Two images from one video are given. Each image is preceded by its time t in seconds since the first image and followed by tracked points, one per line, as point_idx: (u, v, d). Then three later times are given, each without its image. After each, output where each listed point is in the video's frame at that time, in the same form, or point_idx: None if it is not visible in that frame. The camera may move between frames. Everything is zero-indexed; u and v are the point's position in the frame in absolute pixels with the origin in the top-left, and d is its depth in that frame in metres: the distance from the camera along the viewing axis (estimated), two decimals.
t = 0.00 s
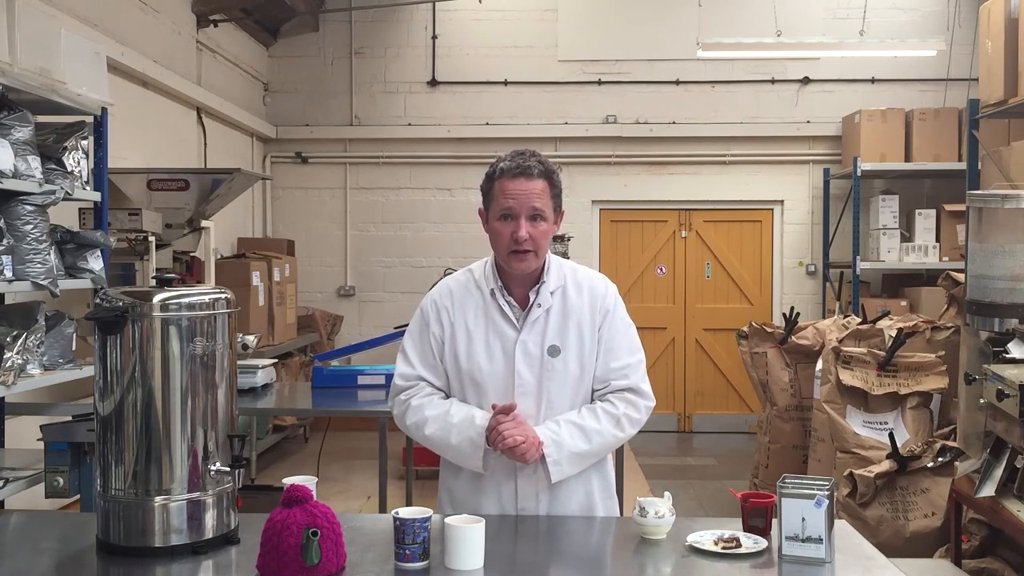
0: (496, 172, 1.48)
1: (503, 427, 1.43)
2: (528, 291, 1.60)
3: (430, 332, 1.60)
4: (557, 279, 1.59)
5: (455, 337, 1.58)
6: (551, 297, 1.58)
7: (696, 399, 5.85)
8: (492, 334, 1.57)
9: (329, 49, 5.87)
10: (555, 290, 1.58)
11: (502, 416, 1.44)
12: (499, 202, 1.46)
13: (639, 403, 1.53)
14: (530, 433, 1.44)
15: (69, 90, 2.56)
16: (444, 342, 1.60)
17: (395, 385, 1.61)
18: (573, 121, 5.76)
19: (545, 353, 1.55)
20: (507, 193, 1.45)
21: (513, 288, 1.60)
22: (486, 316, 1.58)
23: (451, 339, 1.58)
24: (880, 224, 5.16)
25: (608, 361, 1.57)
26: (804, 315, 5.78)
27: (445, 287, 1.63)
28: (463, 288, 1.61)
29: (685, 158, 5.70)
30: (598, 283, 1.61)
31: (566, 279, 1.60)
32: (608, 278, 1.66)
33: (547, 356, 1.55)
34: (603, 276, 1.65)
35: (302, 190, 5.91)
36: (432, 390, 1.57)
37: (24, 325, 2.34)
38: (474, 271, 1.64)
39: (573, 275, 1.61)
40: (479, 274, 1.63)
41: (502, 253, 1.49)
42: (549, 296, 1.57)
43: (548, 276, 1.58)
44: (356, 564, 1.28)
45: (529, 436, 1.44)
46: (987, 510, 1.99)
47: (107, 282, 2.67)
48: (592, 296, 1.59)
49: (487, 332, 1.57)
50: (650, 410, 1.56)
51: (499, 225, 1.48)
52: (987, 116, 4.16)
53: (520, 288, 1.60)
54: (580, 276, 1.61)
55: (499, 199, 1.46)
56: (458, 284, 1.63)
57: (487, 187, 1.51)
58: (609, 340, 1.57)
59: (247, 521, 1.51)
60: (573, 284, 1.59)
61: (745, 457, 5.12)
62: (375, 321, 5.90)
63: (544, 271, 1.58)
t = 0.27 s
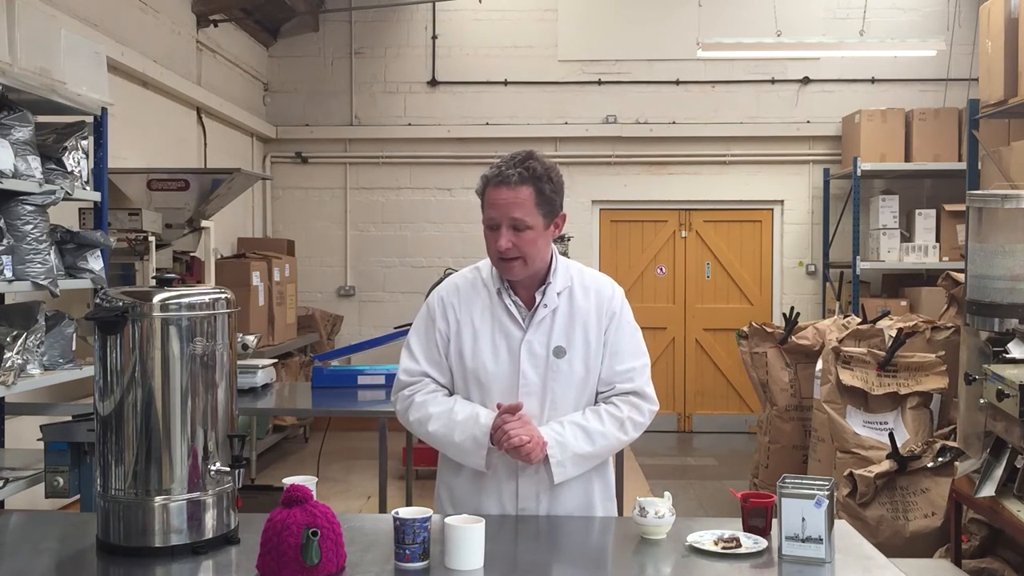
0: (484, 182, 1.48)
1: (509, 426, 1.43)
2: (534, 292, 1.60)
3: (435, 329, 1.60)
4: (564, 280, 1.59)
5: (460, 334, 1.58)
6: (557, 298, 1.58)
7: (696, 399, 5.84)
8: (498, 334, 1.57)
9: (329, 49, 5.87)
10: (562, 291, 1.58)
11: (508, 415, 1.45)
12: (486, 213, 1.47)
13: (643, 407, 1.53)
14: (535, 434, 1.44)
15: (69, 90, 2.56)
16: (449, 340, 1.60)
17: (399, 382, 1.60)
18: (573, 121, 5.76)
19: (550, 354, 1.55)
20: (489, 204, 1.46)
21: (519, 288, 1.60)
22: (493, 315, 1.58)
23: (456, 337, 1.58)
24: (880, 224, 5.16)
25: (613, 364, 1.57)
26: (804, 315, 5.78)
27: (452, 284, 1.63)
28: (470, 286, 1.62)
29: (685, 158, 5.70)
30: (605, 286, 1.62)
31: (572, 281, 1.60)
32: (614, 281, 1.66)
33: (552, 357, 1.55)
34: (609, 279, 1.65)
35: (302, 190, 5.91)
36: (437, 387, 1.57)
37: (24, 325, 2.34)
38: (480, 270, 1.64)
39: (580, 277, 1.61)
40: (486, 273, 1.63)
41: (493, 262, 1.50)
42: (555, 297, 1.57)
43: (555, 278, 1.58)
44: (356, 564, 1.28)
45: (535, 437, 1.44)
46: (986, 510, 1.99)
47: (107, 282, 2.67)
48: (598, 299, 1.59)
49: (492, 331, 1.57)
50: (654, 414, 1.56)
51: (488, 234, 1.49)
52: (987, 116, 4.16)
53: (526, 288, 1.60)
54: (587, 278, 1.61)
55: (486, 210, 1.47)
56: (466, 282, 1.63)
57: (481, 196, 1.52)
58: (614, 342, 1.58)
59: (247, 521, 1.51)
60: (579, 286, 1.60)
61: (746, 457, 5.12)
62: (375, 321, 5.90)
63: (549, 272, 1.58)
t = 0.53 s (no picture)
0: (471, 184, 1.49)
1: (497, 424, 1.43)
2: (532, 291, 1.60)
3: (434, 325, 1.61)
4: (562, 280, 1.59)
5: (457, 331, 1.59)
6: (553, 298, 1.58)
7: (696, 399, 5.84)
8: (494, 332, 1.58)
9: (330, 49, 5.87)
10: (558, 291, 1.58)
11: (498, 412, 1.45)
12: (473, 215, 1.48)
13: (639, 409, 1.52)
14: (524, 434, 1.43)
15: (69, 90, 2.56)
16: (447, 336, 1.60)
17: (398, 377, 1.62)
18: (573, 121, 5.76)
19: (545, 354, 1.55)
20: (475, 206, 1.47)
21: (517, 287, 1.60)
22: (490, 312, 1.59)
23: (454, 333, 1.59)
24: (880, 224, 5.16)
25: (609, 365, 1.56)
26: (804, 315, 5.78)
27: (452, 281, 1.64)
28: (469, 283, 1.62)
29: (685, 158, 5.70)
30: (604, 286, 1.61)
31: (570, 281, 1.60)
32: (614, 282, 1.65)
33: (547, 356, 1.55)
34: (609, 279, 1.65)
35: (302, 190, 5.91)
36: (434, 383, 1.58)
37: (24, 325, 2.34)
38: (480, 268, 1.65)
39: (577, 278, 1.61)
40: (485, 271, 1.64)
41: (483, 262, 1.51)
42: (551, 297, 1.57)
43: (552, 276, 1.58)
44: (356, 564, 1.28)
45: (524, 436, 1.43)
46: (987, 510, 1.99)
47: (107, 282, 2.67)
48: (596, 299, 1.59)
49: (489, 329, 1.58)
50: (650, 417, 1.55)
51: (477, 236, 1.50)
52: (987, 116, 4.16)
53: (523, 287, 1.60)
54: (586, 279, 1.61)
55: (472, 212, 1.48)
56: (465, 279, 1.64)
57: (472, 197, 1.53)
58: (611, 343, 1.57)
59: (247, 521, 1.51)
60: (577, 285, 1.59)
61: (745, 457, 5.12)
62: (375, 321, 5.90)
63: (546, 271, 1.58)
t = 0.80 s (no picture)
0: (466, 186, 1.50)
1: (490, 420, 1.43)
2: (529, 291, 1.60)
3: (434, 322, 1.62)
4: (559, 280, 1.59)
5: (455, 330, 1.59)
6: (550, 299, 1.57)
7: (696, 399, 5.84)
8: (491, 331, 1.58)
9: (330, 49, 5.87)
10: (555, 291, 1.58)
11: (492, 409, 1.45)
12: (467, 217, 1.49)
13: (633, 412, 1.51)
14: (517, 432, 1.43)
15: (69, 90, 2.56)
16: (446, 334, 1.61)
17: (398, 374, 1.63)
18: (573, 121, 5.76)
19: (540, 354, 1.54)
20: (468, 208, 1.48)
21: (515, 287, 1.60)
22: (488, 311, 1.59)
23: (452, 332, 1.60)
24: (880, 224, 5.16)
25: (604, 367, 1.55)
26: (804, 315, 5.78)
27: (452, 280, 1.65)
28: (468, 282, 1.63)
29: (685, 158, 5.70)
30: (602, 288, 1.60)
31: (568, 282, 1.59)
32: (613, 284, 1.65)
33: (542, 357, 1.55)
34: (608, 280, 1.64)
35: (302, 190, 5.92)
36: (433, 380, 1.59)
37: (24, 325, 2.34)
38: (480, 268, 1.66)
39: (575, 278, 1.60)
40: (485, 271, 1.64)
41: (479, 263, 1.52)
42: (547, 297, 1.57)
43: (549, 277, 1.57)
44: (356, 564, 1.28)
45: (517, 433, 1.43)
46: (986, 510, 2.00)
47: (107, 282, 2.67)
48: (593, 300, 1.58)
49: (486, 328, 1.58)
50: (646, 420, 1.53)
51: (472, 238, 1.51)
52: (987, 116, 4.16)
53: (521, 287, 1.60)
54: (584, 280, 1.61)
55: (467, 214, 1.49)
56: (465, 278, 1.64)
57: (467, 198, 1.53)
58: (607, 345, 1.56)
59: (247, 521, 1.51)
60: (575, 286, 1.59)
61: (746, 457, 5.12)
62: (375, 321, 5.90)
63: (543, 271, 1.58)
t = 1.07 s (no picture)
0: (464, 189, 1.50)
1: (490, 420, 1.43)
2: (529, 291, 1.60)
3: (435, 323, 1.62)
4: (559, 281, 1.58)
5: (456, 330, 1.60)
6: (550, 299, 1.57)
7: (696, 399, 5.85)
8: (491, 331, 1.58)
9: (330, 49, 5.87)
10: (554, 292, 1.58)
11: (492, 409, 1.45)
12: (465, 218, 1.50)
13: (634, 412, 1.51)
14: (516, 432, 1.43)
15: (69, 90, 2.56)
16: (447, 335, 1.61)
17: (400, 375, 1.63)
18: (573, 121, 5.76)
19: (539, 354, 1.54)
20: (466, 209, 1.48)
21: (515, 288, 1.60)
22: (488, 311, 1.59)
23: (453, 332, 1.60)
24: (880, 224, 5.16)
25: (604, 367, 1.55)
26: (804, 315, 5.78)
27: (453, 281, 1.65)
28: (469, 283, 1.63)
29: (685, 158, 5.70)
30: (601, 288, 1.60)
31: (567, 282, 1.59)
32: (613, 284, 1.65)
33: (542, 357, 1.55)
34: (608, 281, 1.64)
35: (302, 190, 5.92)
36: (434, 381, 1.59)
37: (24, 325, 2.34)
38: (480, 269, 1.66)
39: (575, 279, 1.60)
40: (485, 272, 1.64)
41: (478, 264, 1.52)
42: (547, 298, 1.57)
43: (549, 277, 1.57)
44: (356, 564, 1.28)
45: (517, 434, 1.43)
46: (987, 510, 1.99)
47: (107, 282, 2.67)
48: (592, 300, 1.58)
49: (486, 328, 1.58)
50: (646, 421, 1.53)
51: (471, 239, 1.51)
52: (987, 116, 4.16)
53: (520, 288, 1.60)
54: (583, 280, 1.60)
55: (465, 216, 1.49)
56: (466, 279, 1.64)
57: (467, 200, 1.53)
58: (606, 345, 1.56)
59: (247, 521, 1.51)
60: (574, 287, 1.59)
61: (746, 457, 5.12)
62: (375, 321, 5.90)
63: (542, 271, 1.57)
